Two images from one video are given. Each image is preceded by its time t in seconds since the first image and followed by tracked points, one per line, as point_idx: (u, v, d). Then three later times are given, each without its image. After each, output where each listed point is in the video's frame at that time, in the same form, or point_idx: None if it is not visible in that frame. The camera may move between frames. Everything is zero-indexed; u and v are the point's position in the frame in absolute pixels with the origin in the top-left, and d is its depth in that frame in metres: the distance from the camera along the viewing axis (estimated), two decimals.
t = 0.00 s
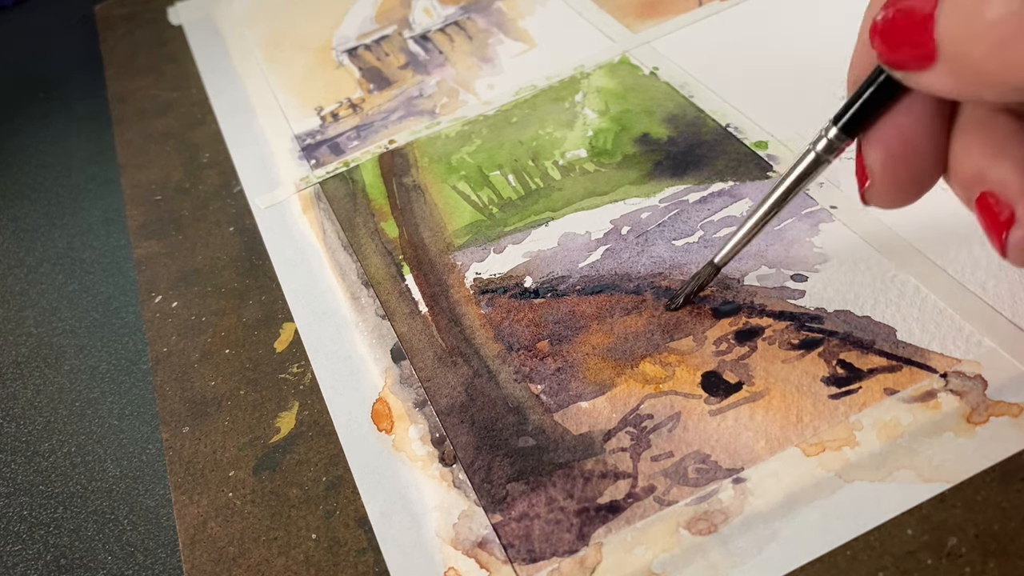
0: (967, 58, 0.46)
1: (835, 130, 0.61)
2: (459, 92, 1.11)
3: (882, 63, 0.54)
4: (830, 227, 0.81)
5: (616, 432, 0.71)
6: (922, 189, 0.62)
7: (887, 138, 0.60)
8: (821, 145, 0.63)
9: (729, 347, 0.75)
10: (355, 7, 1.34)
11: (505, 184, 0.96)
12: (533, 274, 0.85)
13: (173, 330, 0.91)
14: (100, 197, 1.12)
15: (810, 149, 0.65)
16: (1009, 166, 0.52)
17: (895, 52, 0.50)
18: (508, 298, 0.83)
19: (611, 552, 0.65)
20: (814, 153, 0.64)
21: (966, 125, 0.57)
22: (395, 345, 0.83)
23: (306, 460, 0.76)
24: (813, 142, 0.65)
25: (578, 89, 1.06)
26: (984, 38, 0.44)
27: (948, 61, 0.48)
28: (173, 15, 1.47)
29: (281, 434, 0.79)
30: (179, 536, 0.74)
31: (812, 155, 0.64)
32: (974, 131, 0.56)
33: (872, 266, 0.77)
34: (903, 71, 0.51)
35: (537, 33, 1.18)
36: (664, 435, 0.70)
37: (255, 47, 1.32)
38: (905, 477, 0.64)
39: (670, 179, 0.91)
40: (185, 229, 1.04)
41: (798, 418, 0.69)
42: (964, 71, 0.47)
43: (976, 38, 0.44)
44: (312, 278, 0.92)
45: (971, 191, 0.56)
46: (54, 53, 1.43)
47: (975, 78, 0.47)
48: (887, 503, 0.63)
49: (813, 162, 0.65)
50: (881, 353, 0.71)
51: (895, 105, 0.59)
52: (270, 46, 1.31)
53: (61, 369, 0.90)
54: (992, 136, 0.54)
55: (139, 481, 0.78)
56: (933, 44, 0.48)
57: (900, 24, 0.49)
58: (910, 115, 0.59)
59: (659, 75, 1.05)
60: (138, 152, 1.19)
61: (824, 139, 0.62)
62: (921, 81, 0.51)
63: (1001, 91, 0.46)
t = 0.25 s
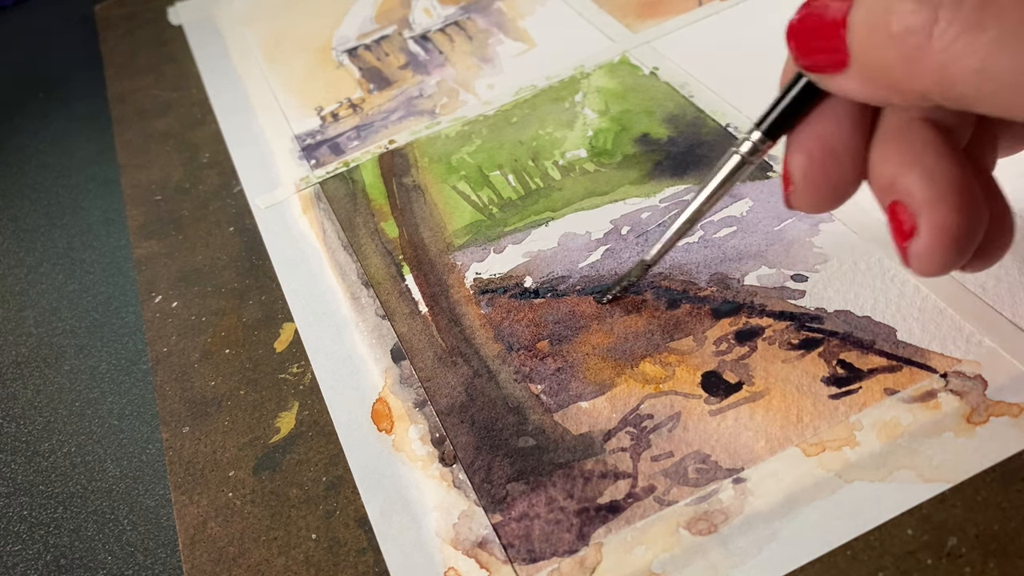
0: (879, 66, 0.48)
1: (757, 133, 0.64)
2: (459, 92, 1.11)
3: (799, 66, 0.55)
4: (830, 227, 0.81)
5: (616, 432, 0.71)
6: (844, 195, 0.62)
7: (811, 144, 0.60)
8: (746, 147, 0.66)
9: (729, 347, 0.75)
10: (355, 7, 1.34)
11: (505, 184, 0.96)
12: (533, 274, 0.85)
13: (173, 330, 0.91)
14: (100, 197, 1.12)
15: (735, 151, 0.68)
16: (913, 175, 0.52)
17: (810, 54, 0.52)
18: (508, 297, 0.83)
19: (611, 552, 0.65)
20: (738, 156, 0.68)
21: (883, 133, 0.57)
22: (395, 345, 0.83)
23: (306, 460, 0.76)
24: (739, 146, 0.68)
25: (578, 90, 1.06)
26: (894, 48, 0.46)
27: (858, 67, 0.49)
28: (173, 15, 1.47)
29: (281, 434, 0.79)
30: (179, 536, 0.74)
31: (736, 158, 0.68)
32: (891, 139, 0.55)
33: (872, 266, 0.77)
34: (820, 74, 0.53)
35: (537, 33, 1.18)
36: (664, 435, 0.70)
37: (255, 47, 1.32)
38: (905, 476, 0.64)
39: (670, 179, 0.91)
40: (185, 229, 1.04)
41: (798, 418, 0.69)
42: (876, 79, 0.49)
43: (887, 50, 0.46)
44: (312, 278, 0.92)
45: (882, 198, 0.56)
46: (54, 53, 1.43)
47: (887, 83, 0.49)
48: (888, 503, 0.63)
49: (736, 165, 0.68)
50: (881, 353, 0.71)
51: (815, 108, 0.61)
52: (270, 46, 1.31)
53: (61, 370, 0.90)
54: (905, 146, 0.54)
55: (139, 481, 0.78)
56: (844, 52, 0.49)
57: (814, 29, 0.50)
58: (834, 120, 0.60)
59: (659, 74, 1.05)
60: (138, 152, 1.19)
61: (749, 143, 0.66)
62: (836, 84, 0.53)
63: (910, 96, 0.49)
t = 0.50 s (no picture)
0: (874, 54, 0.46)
1: (752, 122, 0.61)
2: (459, 93, 1.11)
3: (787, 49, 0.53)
4: (830, 227, 0.81)
5: (616, 432, 0.71)
6: (838, 190, 0.65)
7: (805, 133, 0.63)
8: (739, 137, 0.63)
9: (729, 347, 0.75)
10: (355, 7, 1.34)
11: (505, 184, 0.96)
12: (533, 274, 0.85)
13: (173, 330, 0.91)
14: (100, 197, 1.12)
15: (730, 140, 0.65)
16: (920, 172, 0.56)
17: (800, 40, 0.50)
18: (508, 297, 0.83)
19: (611, 552, 0.65)
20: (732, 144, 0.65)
21: (883, 128, 0.61)
22: (395, 345, 0.83)
23: (306, 460, 0.76)
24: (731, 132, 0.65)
25: (578, 90, 1.06)
26: (894, 39, 0.44)
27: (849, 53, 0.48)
28: (173, 15, 1.47)
29: (281, 434, 0.79)
30: (179, 536, 0.74)
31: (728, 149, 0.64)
32: (891, 135, 0.60)
33: (872, 266, 0.77)
34: (809, 59, 0.51)
35: (537, 33, 1.18)
36: (664, 435, 0.70)
37: (255, 47, 1.32)
38: (905, 476, 0.64)
39: (670, 179, 0.91)
40: (185, 230, 1.04)
41: (798, 418, 0.69)
42: (866, 65, 0.48)
43: (884, 39, 0.45)
44: (312, 278, 0.92)
45: (883, 194, 0.60)
46: (54, 53, 1.42)
47: (877, 70, 0.48)
48: (888, 503, 0.63)
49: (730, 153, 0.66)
50: (881, 353, 0.71)
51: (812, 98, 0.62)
52: (270, 46, 1.31)
53: (61, 370, 0.90)
54: (907, 142, 0.59)
55: (139, 481, 0.78)
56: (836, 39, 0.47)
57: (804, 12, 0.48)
58: (825, 111, 0.62)
59: (659, 75, 1.05)
60: (138, 152, 1.19)
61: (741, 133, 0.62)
62: (823, 67, 0.51)
63: (900, 86, 0.48)
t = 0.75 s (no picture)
0: (817, 112, 0.47)
1: (704, 176, 0.60)
2: (459, 92, 1.11)
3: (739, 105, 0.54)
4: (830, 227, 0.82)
5: (616, 432, 0.71)
6: (797, 241, 0.66)
7: (760, 189, 0.63)
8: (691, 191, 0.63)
9: (729, 347, 0.75)
10: (355, 7, 1.34)
11: (505, 184, 0.96)
12: (533, 274, 0.85)
13: (173, 329, 0.91)
14: (100, 197, 1.12)
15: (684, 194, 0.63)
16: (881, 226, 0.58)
17: (751, 95, 0.51)
18: (508, 298, 0.83)
19: (611, 552, 0.65)
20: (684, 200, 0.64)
21: (839, 177, 0.62)
22: (395, 345, 0.83)
23: (306, 460, 0.76)
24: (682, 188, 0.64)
25: (578, 90, 1.06)
26: (836, 98, 0.45)
27: (796, 109, 0.48)
28: (173, 15, 1.47)
29: (281, 434, 0.79)
30: (179, 536, 0.74)
31: (681, 201, 0.64)
32: (849, 185, 0.61)
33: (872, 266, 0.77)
34: (759, 114, 0.52)
35: (537, 32, 1.18)
36: (664, 435, 0.70)
37: (255, 47, 1.32)
38: (905, 476, 0.64)
39: (670, 179, 0.91)
40: (185, 230, 1.04)
41: (798, 418, 0.69)
42: (812, 124, 0.48)
43: (826, 98, 0.45)
44: (311, 278, 0.92)
45: (846, 245, 0.61)
46: (54, 53, 1.42)
47: (822, 129, 0.48)
48: (888, 503, 0.63)
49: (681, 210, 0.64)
50: (881, 353, 0.71)
51: (764, 154, 0.61)
52: (270, 46, 1.31)
53: (61, 369, 0.90)
54: (866, 191, 0.60)
55: (139, 481, 0.78)
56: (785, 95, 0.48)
57: (756, 66, 0.49)
58: (779, 165, 0.62)
59: (659, 75, 1.05)
60: (138, 152, 1.19)
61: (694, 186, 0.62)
62: (774, 123, 0.52)
63: (848, 143, 0.48)
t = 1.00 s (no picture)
0: (802, 56, 0.50)
1: (688, 117, 0.65)
2: (459, 93, 1.11)
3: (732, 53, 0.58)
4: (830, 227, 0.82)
5: (616, 432, 0.71)
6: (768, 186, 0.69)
7: (737, 128, 0.67)
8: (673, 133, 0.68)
9: (729, 347, 0.75)
10: (355, 7, 1.34)
11: (505, 184, 0.96)
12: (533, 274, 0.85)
13: (173, 330, 0.91)
14: (100, 197, 1.12)
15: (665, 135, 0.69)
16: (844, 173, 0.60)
17: (740, 46, 0.54)
18: (508, 298, 0.83)
19: (611, 552, 0.65)
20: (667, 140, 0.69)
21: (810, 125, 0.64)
22: (395, 345, 0.83)
23: (306, 460, 0.76)
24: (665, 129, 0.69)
25: (578, 89, 1.06)
26: (821, 43, 0.48)
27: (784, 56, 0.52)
28: (173, 15, 1.47)
29: (281, 434, 0.79)
30: (179, 536, 0.74)
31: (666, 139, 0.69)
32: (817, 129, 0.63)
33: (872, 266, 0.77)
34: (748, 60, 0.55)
35: (537, 33, 1.18)
36: (664, 435, 0.70)
37: (255, 48, 1.32)
38: (905, 476, 0.64)
39: (670, 180, 0.91)
40: (185, 230, 1.04)
41: (798, 418, 0.69)
42: (797, 67, 0.51)
43: (813, 44, 0.48)
44: (312, 278, 0.92)
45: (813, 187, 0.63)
46: (54, 53, 1.42)
47: (810, 75, 0.52)
48: (888, 503, 0.63)
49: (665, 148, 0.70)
50: (881, 353, 0.71)
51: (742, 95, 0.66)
52: (270, 46, 1.31)
53: (61, 370, 0.90)
54: (834, 135, 0.61)
55: (139, 481, 0.78)
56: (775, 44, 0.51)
57: (749, 17, 0.52)
58: (756, 107, 0.67)
59: (659, 75, 1.05)
60: (138, 152, 1.19)
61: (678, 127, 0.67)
62: (761, 70, 0.55)
63: (832, 86, 0.52)
